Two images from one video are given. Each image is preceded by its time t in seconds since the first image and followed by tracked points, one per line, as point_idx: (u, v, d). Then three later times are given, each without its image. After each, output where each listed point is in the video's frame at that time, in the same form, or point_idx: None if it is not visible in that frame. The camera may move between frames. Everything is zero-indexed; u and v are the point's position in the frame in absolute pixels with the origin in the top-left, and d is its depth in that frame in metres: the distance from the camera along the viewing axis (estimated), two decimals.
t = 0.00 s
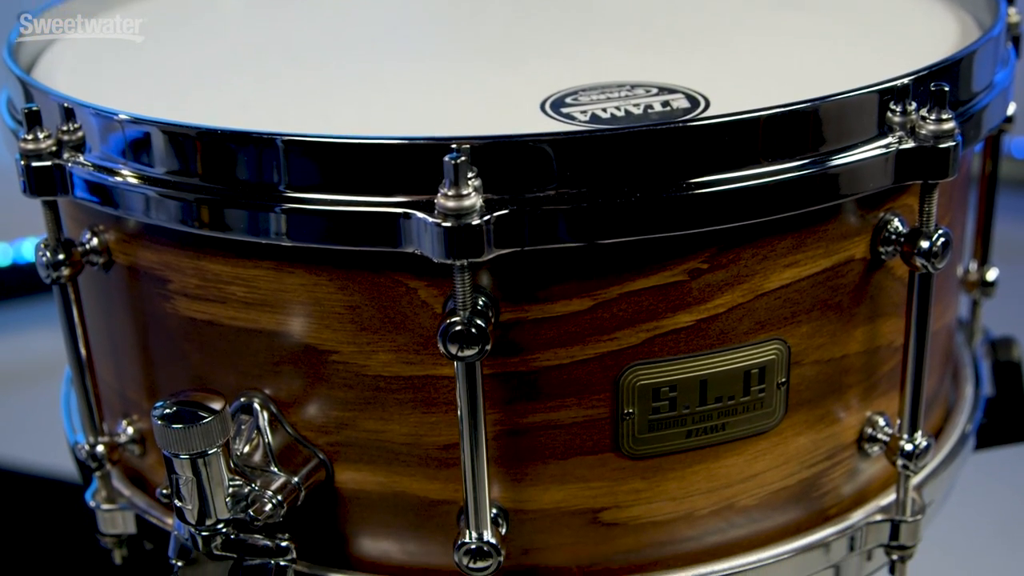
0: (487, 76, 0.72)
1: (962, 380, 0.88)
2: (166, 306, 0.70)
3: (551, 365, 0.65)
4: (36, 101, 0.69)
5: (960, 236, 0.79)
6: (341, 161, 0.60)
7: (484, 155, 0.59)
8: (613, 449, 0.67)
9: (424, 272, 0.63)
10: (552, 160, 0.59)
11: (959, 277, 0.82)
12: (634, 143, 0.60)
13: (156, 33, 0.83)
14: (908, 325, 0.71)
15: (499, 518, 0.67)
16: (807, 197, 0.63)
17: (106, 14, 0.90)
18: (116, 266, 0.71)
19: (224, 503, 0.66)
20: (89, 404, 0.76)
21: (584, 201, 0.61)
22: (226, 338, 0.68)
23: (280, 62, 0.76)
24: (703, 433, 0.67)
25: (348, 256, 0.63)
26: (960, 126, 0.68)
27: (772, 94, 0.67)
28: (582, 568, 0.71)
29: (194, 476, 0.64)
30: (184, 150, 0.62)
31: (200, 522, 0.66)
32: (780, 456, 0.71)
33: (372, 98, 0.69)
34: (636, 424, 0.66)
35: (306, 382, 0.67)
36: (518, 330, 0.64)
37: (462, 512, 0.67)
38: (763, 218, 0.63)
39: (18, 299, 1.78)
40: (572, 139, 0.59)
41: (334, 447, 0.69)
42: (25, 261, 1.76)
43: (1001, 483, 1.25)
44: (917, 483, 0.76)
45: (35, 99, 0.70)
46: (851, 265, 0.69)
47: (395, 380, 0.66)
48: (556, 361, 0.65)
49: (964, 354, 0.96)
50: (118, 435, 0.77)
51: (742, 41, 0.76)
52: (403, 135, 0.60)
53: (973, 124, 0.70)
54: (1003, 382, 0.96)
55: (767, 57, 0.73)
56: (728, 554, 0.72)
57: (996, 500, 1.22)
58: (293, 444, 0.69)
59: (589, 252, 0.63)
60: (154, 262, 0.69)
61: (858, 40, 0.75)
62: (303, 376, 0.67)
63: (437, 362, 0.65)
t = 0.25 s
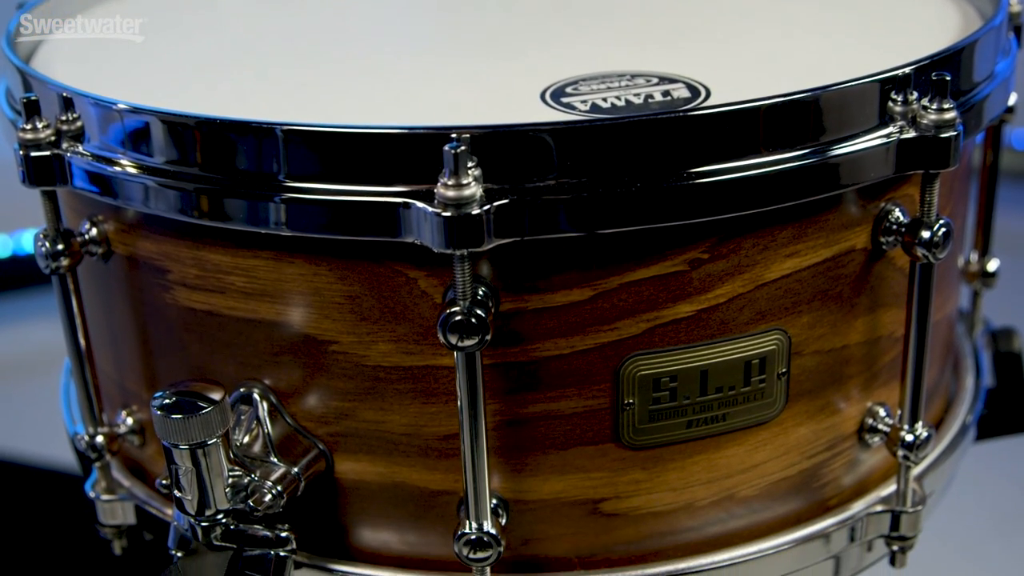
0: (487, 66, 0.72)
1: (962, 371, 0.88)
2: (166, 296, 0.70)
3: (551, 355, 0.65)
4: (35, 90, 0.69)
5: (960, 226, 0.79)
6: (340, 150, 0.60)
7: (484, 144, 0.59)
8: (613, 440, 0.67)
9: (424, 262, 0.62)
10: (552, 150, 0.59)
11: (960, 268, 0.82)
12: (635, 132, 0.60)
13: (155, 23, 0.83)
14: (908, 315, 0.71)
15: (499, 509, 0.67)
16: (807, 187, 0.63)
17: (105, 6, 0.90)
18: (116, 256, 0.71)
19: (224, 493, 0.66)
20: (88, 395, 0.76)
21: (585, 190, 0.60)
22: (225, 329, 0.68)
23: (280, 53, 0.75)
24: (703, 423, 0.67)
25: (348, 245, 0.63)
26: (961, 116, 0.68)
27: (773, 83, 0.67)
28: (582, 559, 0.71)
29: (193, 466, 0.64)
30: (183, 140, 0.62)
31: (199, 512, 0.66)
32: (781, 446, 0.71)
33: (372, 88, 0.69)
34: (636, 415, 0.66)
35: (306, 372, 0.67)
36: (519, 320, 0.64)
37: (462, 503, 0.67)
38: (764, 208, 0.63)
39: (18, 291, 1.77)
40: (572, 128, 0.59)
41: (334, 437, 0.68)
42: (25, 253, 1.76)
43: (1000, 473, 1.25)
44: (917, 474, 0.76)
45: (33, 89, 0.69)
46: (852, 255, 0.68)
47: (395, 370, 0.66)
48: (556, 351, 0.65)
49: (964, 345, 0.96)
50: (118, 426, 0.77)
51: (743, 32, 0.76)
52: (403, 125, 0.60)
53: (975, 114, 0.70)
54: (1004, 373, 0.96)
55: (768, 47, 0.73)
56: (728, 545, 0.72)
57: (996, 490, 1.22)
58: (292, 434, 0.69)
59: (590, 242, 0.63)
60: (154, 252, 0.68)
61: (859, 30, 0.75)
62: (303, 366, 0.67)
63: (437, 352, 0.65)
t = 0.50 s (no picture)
0: (487, 57, 0.72)
1: (963, 362, 0.88)
2: (165, 287, 0.69)
3: (551, 346, 0.65)
4: (34, 81, 0.69)
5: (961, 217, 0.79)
6: (340, 140, 0.60)
7: (484, 134, 0.58)
8: (613, 431, 0.67)
9: (424, 252, 0.62)
10: (552, 139, 0.59)
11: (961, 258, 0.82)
12: (635, 122, 0.59)
13: (155, 15, 0.83)
14: (909, 307, 0.71)
15: (498, 499, 0.67)
16: (808, 177, 0.63)
17: None
18: (115, 247, 0.71)
19: (224, 484, 0.66)
20: (88, 385, 0.76)
21: (585, 180, 0.60)
22: (225, 319, 0.68)
23: (279, 44, 0.75)
24: (704, 414, 0.67)
25: (348, 236, 0.63)
26: (962, 106, 0.68)
27: (774, 73, 0.67)
28: (582, 550, 0.71)
29: (192, 457, 0.64)
30: (182, 130, 0.62)
31: (198, 503, 0.66)
32: (781, 437, 0.71)
33: (371, 78, 0.69)
34: (636, 405, 0.66)
35: (305, 363, 0.67)
36: (519, 311, 0.64)
37: (462, 494, 0.67)
38: (765, 198, 0.62)
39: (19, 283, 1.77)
40: (572, 118, 0.58)
41: (334, 428, 0.68)
42: (25, 244, 1.75)
43: (1001, 464, 1.25)
44: (918, 465, 0.76)
45: (32, 80, 0.69)
46: (852, 246, 0.68)
47: (394, 361, 0.66)
48: (556, 341, 0.65)
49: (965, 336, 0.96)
50: (117, 417, 0.77)
51: (744, 23, 0.76)
52: (402, 114, 0.60)
53: (976, 104, 0.69)
54: (1004, 363, 0.96)
55: (769, 38, 0.73)
56: (728, 536, 0.72)
57: (995, 481, 1.22)
58: (292, 425, 0.69)
59: (590, 232, 0.62)
60: (153, 243, 0.68)
61: (860, 21, 0.75)
62: (302, 357, 0.67)
63: (436, 343, 0.65)
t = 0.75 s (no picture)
0: (487, 49, 0.71)
1: (963, 354, 0.88)
2: (165, 279, 0.69)
3: (551, 337, 0.65)
4: (33, 72, 0.69)
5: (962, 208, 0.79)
6: (339, 130, 0.59)
7: (484, 125, 0.58)
8: (613, 422, 0.67)
9: (424, 243, 0.62)
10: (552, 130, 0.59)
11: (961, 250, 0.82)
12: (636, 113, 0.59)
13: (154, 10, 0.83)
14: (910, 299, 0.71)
15: (498, 491, 0.67)
16: (809, 168, 0.63)
17: None
18: (114, 238, 0.71)
19: (223, 475, 0.66)
20: (87, 377, 0.76)
21: (585, 171, 0.60)
22: (225, 311, 0.68)
23: (279, 37, 0.75)
24: (704, 406, 0.67)
25: (347, 227, 0.62)
26: (964, 97, 0.68)
27: (775, 64, 0.67)
28: (582, 542, 0.71)
29: (192, 448, 0.64)
30: (182, 121, 0.62)
31: (198, 494, 0.66)
32: (781, 429, 0.70)
33: (371, 70, 0.69)
34: (637, 397, 0.66)
35: (305, 355, 0.67)
36: (519, 302, 0.64)
37: (462, 485, 0.67)
38: (766, 189, 0.62)
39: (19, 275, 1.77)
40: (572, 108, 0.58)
41: (333, 420, 0.68)
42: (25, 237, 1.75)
43: (1001, 456, 1.25)
44: (918, 457, 0.76)
45: (32, 70, 0.69)
46: (853, 237, 0.68)
47: (394, 352, 0.65)
48: (557, 333, 0.65)
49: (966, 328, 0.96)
50: (117, 408, 0.77)
51: (745, 15, 0.76)
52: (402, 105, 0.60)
53: (977, 95, 0.69)
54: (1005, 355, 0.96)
55: (770, 29, 0.72)
56: (728, 528, 0.72)
57: (995, 473, 1.22)
58: (292, 417, 0.69)
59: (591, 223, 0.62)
60: (153, 235, 0.68)
61: (861, 13, 0.75)
62: (302, 348, 0.67)
63: (436, 334, 0.64)
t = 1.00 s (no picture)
0: (487, 43, 0.71)
1: (964, 348, 0.89)
2: (165, 272, 0.69)
3: (552, 330, 0.65)
4: (33, 64, 0.69)
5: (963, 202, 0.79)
6: (339, 122, 0.59)
7: (484, 117, 0.58)
8: (613, 415, 0.67)
9: (424, 236, 0.62)
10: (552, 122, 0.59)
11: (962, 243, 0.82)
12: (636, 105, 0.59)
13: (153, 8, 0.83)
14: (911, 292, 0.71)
15: (498, 484, 0.67)
16: (810, 160, 0.63)
17: None
18: (113, 231, 0.71)
19: (223, 469, 0.65)
20: (87, 370, 0.76)
21: (586, 163, 0.60)
22: (224, 304, 0.68)
23: (278, 32, 0.75)
24: (704, 399, 0.67)
25: (347, 219, 0.62)
26: (964, 90, 0.68)
27: (776, 57, 0.67)
28: (582, 535, 0.70)
29: (191, 442, 0.64)
30: (181, 113, 0.62)
31: (198, 488, 0.66)
32: (781, 422, 0.70)
33: (370, 64, 0.69)
34: (637, 390, 0.66)
35: (305, 348, 0.67)
36: (519, 295, 0.63)
37: (462, 478, 0.67)
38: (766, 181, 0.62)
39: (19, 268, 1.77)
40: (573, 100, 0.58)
41: (333, 413, 0.68)
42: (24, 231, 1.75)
43: (1000, 450, 1.25)
44: (918, 451, 0.76)
45: (31, 63, 0.69)
46: (853, 230, 0.68)
47: (394, 345, 0.65)
48: (557, 326, 0.64)
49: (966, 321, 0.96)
50: (117, 402, 0.77)
51: (745, 9, 0.75)
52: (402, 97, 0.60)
53: (978, 87, 0.69)
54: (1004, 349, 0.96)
55: (770, 22, 0.72)
56: (728, 521, 0.72)
57: (994, 467, 1.22)
58: (291, 410, 0.69)
59: (591, 216, 0.62)
60: (153, 228, 0.68)
61: (862, 8, 0.75)
62: (302, 341, 0.67)
63: (436, 328, 0.64)
